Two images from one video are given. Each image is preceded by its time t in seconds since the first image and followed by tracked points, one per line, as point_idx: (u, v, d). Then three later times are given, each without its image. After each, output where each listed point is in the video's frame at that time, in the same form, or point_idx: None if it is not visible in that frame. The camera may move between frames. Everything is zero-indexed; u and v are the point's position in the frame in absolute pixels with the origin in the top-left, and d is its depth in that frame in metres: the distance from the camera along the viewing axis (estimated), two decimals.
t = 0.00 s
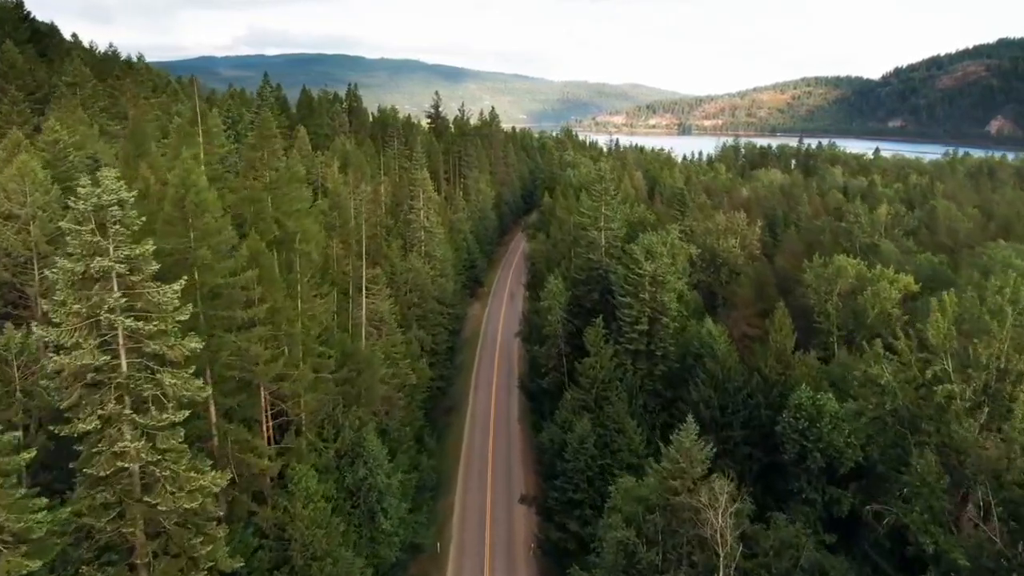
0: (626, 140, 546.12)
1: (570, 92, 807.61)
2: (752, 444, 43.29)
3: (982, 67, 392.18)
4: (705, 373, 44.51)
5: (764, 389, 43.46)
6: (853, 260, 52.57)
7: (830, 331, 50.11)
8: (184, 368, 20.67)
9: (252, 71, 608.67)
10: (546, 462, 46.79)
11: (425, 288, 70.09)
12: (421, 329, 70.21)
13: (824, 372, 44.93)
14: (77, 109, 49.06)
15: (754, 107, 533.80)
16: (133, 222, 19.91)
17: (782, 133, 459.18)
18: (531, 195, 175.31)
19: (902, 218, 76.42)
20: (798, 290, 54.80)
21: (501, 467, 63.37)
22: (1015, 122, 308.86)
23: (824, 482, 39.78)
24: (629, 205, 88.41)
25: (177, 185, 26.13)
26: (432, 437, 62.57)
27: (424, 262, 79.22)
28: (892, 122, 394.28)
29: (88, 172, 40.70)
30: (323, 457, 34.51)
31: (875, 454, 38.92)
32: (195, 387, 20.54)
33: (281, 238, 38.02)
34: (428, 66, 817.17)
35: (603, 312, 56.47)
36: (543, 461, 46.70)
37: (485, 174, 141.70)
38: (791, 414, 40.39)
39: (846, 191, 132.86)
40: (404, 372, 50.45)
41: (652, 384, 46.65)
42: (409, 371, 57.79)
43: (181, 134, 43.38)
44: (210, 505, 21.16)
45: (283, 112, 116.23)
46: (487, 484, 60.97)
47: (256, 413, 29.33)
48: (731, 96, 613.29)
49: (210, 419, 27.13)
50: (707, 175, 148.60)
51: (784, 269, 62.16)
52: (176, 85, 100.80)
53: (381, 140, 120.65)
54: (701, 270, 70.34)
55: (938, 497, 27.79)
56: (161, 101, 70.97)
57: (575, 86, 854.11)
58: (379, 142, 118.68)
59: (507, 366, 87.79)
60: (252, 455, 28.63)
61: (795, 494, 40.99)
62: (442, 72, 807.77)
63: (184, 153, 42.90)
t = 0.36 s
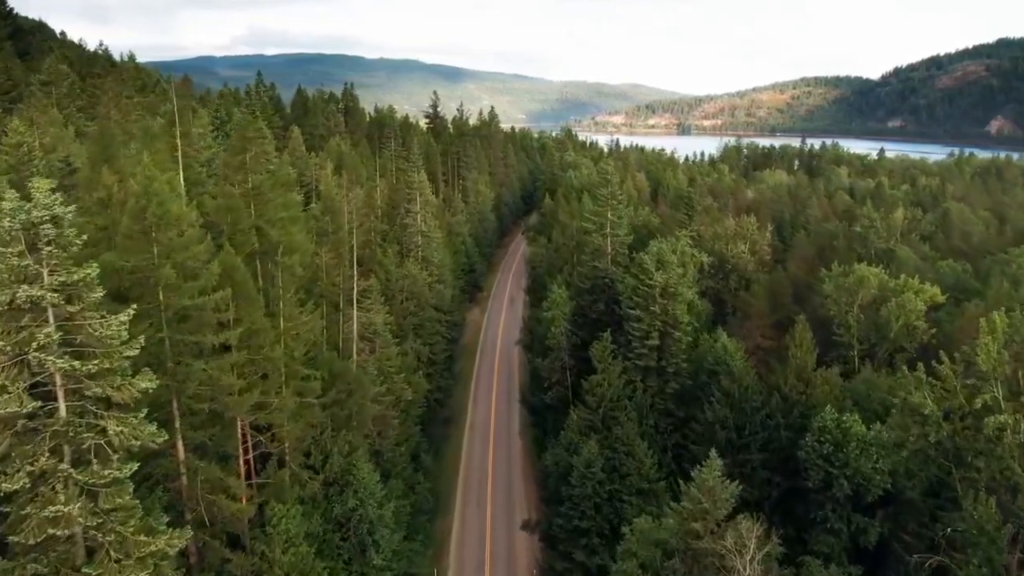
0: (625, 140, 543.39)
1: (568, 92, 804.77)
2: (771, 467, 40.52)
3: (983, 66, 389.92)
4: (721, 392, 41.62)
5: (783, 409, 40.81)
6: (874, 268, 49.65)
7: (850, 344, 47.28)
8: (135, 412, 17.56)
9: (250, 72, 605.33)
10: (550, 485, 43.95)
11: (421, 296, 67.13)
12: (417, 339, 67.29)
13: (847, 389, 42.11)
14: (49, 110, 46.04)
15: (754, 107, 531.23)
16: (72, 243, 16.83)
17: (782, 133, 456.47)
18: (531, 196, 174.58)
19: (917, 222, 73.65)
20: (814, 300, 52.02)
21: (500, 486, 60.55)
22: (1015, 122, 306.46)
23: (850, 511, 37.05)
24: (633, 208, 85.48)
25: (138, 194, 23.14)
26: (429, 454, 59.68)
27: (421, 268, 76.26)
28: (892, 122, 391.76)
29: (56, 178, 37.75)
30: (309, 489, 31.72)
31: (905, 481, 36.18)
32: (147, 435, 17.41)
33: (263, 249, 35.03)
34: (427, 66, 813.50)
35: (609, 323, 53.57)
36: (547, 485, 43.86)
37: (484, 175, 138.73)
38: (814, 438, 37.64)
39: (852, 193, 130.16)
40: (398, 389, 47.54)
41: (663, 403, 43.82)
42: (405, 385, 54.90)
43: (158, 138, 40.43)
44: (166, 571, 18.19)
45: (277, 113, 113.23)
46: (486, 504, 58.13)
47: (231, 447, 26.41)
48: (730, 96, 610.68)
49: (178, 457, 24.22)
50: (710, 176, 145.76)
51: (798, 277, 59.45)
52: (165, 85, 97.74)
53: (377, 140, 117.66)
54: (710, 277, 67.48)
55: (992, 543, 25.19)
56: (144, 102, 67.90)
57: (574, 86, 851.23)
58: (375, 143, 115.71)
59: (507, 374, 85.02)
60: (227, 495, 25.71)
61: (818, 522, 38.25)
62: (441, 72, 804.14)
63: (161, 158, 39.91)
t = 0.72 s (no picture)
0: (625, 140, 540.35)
1: (567, 91, 801.60)
2: (795, 498, 37.36)
3: (983, 66, 387.59)
4: (741, 416, 38.38)
5: (808, 435, 37.62)
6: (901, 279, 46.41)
7: (876, 362, 44.15)
8: (54, 485, 14.40)
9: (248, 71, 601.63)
10: (555, 516, 40.77)
11: (418, 306, 63.84)
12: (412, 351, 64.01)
13: (876, 412, 38.92)
14: (15, 111, 42.71)
15: (754, 107, 528.17)
16: None
17: (781, 133, 453.50)
18: (532, 198, 170.86)
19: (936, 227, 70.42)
20: (836, 313, 48.89)
21: (499, 510, 57.39)
22: (1015, 122, 304.17)
23: (884, 548, 33.91)
24: (639, 212, 82.33)
25: (81, 209, 19.88)
26: (425, 475, 56.43)
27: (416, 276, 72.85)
28: (892, 122, 389.13)
29: (14, 186, 34.43)
30: (289, 533, 28.45)
31: (946, 517, 33.03)
32: (68, 514, 14.22)
33: (239, 265, 31.75)
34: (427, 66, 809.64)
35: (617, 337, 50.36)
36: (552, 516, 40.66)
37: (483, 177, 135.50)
38: (845, 468, 34.48)
39: (860, 195, 127.04)
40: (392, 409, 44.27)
41: (678, 426, 40.57)
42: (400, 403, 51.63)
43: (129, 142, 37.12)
44: None
45: (270, 113, 109.87)
46: (484, 530, 54.97)
47: (196, 495, 23.20)
48: (729, 95, 608.00)
49: (131, 512, 21.00)
50: (714, 177, 142.70)
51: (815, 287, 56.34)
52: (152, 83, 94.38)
53: (372, 141, 114.35)
54: (720, 284, 64.20)
55: None
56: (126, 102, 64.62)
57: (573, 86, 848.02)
58: (370, 144, 112.43)
59: (507, 385, 82.19)
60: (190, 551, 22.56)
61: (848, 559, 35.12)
62: (441, 71, 800.15)
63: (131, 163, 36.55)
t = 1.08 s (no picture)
0: (624, 140, 538.13)
1: (566, 91, 798.86)
2: (821, 530, 34.50)
3: (982, 66, 385.48)
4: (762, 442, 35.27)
5: (835, 463, 34.77)
6: (929, 291, 43.51)
7: (903, 380, 41.37)
8: None
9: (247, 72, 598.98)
10: (561, 548, 37.94)
11: (414, 317, 61.01)
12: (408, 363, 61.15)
13: (908, 437, 36.09)
14: None
15: (754, 107, 525.87)
16: None
17: (780, 133, 450.79)
18: (532, 200, 170.52)
19: (955, 232, 67.49)
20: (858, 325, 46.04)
21: (499, 534, 54.57)
22: (1015, 122, 301.67)
23: None
24: (644, 216, 79.49)
25: (12, 224, 16.76)
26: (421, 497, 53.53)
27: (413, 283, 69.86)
28: (892, 122, 386.55)
29: None
30: None
31: (988, 556, 30.30)
32: None
33: (212, 281, 28.75)
34: (426, 66, 806.93)
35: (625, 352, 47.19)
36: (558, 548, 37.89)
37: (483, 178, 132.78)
38: (877, 502, 31.60)
39: (867, 197, 124.08)
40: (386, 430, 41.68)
41: (694, 452, 37.30)
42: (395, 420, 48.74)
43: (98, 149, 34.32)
44: None
45: (264, 114, 107.04)
46: (483, 556, 52.09)
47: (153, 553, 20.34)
48: (729, 95, 605.65)
49: None
50: (717, 179, 139.79)
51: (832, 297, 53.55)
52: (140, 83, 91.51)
53: (369, 143, 111.53)
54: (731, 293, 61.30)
55: None
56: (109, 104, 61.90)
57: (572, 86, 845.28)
58: (366, 145, 109.61)
59: (507, 396, 79.60)
60: None
61: None
62: (440, 71, 797.70)
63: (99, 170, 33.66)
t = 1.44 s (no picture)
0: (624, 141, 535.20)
1: (564, 92, 795.77)
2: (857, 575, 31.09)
3: (982, 66, 384.11)
4: (791, 476, 31.91)
5: (873, 500, 31.39)
6: (965, 305, 40.28)
7: (939, 402, 38.14)
8: None
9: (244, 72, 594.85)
10: None
11: (410, 328, 57.76)
12: (403, 377, 57.81)
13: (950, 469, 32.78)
14: None
15: (754, 107, 523.15)
16: None
17: (779, 133, 447.68)
18: (533, 201, 167.71)
19: (979, 238, 64.26)
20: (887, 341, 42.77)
21: (501, 560, 51.21)
22: (1015, 122, 300.17)
23: None
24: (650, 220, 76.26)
25: None
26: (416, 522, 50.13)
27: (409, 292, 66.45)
28: (891, 122, 384.19)
29: None
30: None
31: None
32: None
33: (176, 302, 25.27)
34: (423, 66, 800.58)
35: (636, 371, 43.75)
36: None
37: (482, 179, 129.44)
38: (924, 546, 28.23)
39: (875, 200, 120.92)
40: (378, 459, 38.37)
41: (714, 485, 33.94)
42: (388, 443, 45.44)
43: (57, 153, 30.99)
44: None
45: (255, 115, 103.58)
46: None
47: None
48: (727, 96, 603.16)
49: None
50: (721, 180, 136.68)
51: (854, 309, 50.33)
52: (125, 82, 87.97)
53: (364, 144, 108.18)
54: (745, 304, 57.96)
55: None
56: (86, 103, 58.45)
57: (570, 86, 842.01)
58: (361, 147, 106.32)
59: (507, 407, 76.35)
60: None
61: None
62: (439, 71, 793.91)
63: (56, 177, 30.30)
